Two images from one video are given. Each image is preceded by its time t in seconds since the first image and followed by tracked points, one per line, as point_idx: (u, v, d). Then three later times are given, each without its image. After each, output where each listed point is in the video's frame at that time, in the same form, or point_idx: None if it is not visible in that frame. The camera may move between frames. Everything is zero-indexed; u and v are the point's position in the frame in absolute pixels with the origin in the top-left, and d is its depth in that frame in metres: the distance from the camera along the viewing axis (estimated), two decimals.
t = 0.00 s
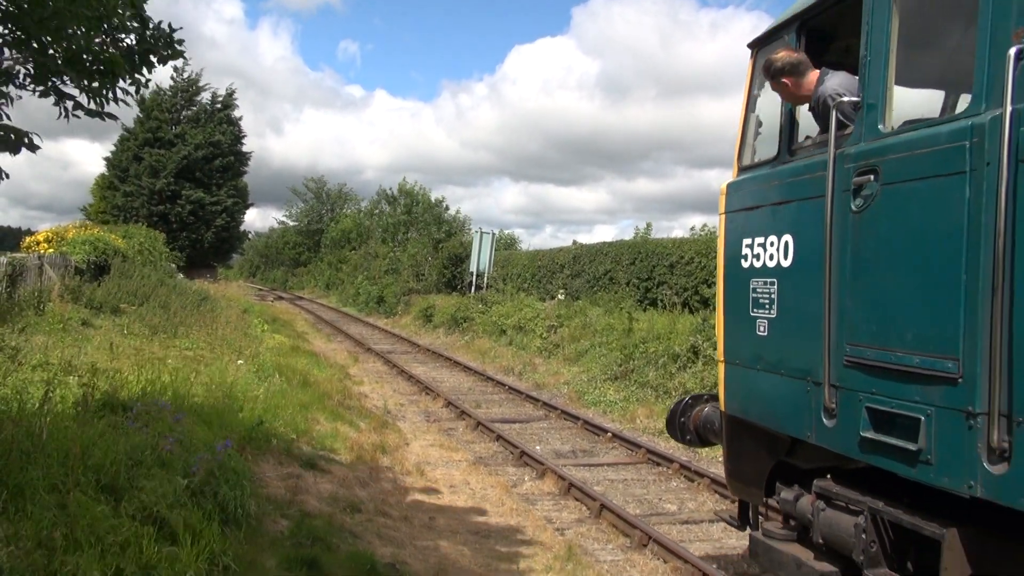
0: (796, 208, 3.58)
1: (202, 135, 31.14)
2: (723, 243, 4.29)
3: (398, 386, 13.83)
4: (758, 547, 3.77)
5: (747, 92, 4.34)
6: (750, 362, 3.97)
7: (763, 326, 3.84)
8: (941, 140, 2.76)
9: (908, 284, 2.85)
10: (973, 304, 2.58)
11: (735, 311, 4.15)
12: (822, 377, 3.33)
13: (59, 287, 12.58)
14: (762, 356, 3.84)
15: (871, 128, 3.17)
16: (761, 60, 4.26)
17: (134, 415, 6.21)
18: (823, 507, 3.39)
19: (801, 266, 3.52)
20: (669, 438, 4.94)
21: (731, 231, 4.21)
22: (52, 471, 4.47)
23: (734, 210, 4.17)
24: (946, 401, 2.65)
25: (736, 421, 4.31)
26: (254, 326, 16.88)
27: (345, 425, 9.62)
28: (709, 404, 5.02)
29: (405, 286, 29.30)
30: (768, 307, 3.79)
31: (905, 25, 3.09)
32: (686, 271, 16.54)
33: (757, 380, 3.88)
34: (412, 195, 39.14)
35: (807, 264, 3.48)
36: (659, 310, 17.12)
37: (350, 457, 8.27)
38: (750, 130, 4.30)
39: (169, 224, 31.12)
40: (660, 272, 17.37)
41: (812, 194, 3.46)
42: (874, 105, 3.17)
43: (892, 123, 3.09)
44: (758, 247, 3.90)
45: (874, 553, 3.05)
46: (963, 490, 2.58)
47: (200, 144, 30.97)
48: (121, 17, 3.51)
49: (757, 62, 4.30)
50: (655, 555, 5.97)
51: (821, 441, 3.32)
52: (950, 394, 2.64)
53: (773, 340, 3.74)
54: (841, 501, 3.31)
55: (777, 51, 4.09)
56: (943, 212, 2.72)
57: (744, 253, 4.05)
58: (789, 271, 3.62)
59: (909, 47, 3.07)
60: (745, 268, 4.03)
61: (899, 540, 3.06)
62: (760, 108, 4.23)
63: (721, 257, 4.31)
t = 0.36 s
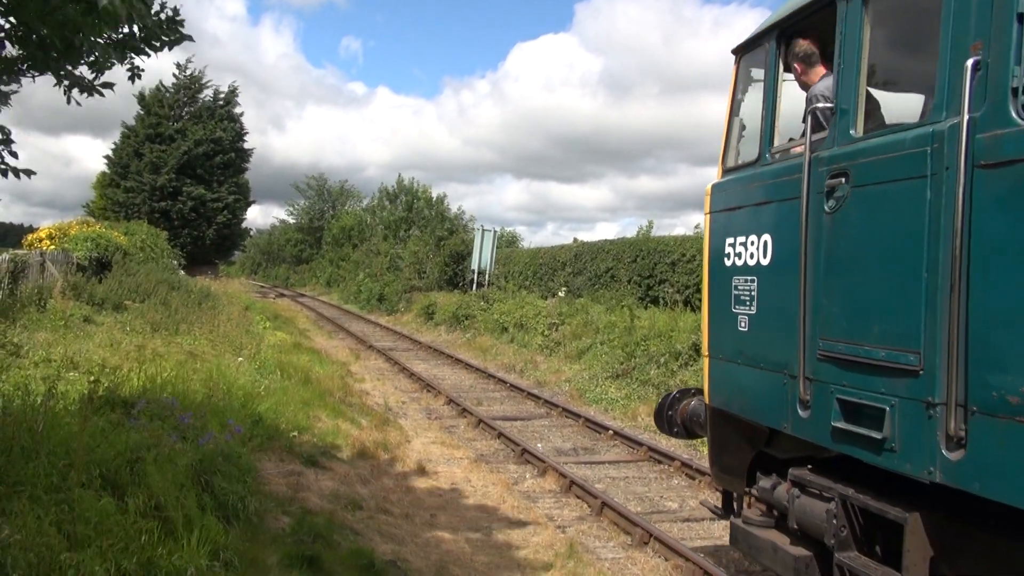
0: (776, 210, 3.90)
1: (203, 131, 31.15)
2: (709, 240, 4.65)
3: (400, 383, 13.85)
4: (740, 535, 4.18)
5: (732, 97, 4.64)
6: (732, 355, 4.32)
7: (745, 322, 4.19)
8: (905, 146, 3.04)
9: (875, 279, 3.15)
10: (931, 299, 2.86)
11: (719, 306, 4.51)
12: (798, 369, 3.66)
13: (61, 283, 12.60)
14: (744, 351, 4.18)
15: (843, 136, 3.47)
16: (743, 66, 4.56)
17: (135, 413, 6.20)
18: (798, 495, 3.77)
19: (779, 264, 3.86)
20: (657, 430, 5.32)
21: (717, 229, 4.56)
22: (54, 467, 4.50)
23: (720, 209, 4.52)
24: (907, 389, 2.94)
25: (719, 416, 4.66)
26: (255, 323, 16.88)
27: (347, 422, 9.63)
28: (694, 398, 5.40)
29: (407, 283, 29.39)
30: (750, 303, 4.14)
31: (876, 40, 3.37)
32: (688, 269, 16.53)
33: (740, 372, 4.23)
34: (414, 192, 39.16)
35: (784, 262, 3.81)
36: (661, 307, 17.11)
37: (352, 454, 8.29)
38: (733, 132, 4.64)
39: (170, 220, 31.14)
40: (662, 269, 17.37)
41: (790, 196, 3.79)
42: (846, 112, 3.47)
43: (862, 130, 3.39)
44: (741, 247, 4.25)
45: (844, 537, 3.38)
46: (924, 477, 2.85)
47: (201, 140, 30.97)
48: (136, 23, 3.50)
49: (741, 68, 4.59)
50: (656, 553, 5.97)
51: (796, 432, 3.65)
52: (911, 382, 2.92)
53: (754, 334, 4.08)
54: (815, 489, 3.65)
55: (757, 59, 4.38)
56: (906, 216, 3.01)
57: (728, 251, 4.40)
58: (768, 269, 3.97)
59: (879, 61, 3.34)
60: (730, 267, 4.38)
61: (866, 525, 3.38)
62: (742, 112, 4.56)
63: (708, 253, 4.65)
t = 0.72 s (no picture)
0: (756, 211, 4.11)
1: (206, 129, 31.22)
2: (695, 240, 4.86)
3: (402, 381, 13.87)
4: (722, 522, 4.46)
5: (716, 101, 4.87)
6: (716, 350, 4.53)
7: (728, 318, 4.39)
8: (873, 152, 3.24)
9: (844, 278, 3.35)
10: (895, 296, 3.06)
11: (704, 304, 4.72)
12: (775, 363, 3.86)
13: (64, 280, 12.64)
14: (727, 346, 4.39)
15: (818, 141, 3.68)
16: (729, 73, 4.79)
17: (138, 410, 6.21)
18: (775, 483, 4.03)
19: (757, 263, 4.07)
20: (646, 422, 5.54)
21: (702, 230, 4.77)
22: (54, 462, 4.51)
23: (706, 210, 4.73)
24: (872, 381, 3.14)
25: (703, 409, 4.92)
26: (258, 321, 16.91)
27: (350, 420, 9.64)
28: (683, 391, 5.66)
29: (409, 281, 29.58)
30: (732, 301, 4.35)
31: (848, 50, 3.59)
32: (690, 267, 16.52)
33: (722, 367, 4.44)
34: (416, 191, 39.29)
35: (763, 262, 4.02)
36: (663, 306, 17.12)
37: (355, 452, 8.31)
38: (718, 136, 4.85)
39: (173, 218, 31.20)
40: (664, 268, 17.37)
41: (769, 199, 4.00)
42: (821, 117, 3.70)
43: (835, 135, 3.60)
44: (724, 247, 4.46)
45: (817, 523, 3.63)
46: (887, 464, 3.04)
47: (205, 138, 31.03)
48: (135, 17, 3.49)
49: (726, 73, 4.82)
50: (659, 551, 5.96)
51: (775, 421, 3.86)
52: (877, 375, 3.12)
53: (736, 329, 4.29)
54: (791, 477, 3.91)
55: (741, 66, 4.61)
56: (872, 219, 3.20)
57: (713, 250, 4.61)
58: (748, 268, 4.17)
59: (850, 71, 3.56)
60: (714, 265, 4.59)
61: (838, 510, 3.63)
62: (727, 116, 4.76)
63: (693, 251, 4.86)
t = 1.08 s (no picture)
0: (737, 212, 4.23)
1: (210, 128, 31.27)
2: (679, 241, 4.98)
3: (404, 380, 13.87)
4: (704, 510, 4.56)
5: (700, 108, 4.97)
6: (698, 347, 4.65)
7: (710, 315, 4.51)
8: (842, 157, 3.38)
9: (815, 277, 3.48)
10: (861, 294, 3.19)
11: (687, 302, 4.84)
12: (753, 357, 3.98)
13: (67, 279, 12.65)
14: (709, 342, 4.51)
15: (792, 147, 3.82)
16: (712, 80, 4.89)
17: (141, 409, 6.20)
18: (753, 473, 4.13)
19: (737, 262, 4.19)
20: (636, 416, 5.63)
21: (686, 230, 4.89)
22: (58, 462, 4.52)
23: (689, 211, 4.85)
24: (840, 376, 3.27)
25: (687, 402, 5.01)
26: (260, 320, 16.91)
27: (352, 419, 9.65)
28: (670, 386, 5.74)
29: (412, 280, 29.59)
30: (713, 299, 4.47)
31: (820, 60, 3.72)
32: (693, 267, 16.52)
33: (704, 362, 4.56)
34: (418, 190, 39.30)
35: (742, 260, 4.14)
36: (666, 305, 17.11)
37: (357, 451, 8.31)
38: (702, 140, 4.94)
39: (176, 217, 31.23)
40: (667, 267, 17.36)
41: (747, 200, 4.13)
42: (796, 124, 3.83)
43: (808, 140, 3.74)
44: (706, 247, 4.58)
45: (790, 509, 3.73)
46: (853, 452, 3.19)
47: (208, 137, 31.09)
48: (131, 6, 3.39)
49: (709, 81, 4.93)
50: (661, 550, 5.95)
51: (753, 413, 3.98)
52: (843, 369, 3.25)
53: (717, 326, 4.42)
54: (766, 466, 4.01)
55: (723, 73, 4.72)
56: (840, 221, 3.34)
57: (696, 250, 4.73)
58: (729, 267, 4.29)
59: (824, 78, 3.69)
60: (697, 264, 4.70)
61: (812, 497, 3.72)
62: (711, 121, 4.86)
63: (677, 252, 4.96)
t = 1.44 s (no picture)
0: (717, 215, 4.28)
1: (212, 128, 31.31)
2: (664, 241, 5.01)
3: (405, 379, 13.88)
4: (686, 499, 4.60)
5: (684, 114, 5.01)
6: (680, 344, 4.68)
7: (691, 313, 4.55)
8: (811, 162, 3.44)
9: (787, 276, 3.53)
10: (828, 293, 3.25)
11: (670, 301, 4.87)
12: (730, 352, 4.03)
13: (68, 279, 12.66)
14: (691, 339, 4.54)
15: (767, 153, 3.87)
16: (695, 87, 4.93)
17: (141, 410, 6.18)
18: (732, 462, 4.19)
19: (717, 261, 4.24)
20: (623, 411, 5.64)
21: (670, 232, 4.92)
22: (61, 462, 4.52)
23: (673, 212, 4.88)
24: (809, 369, 3.33)
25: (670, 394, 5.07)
26: (262, 320, 16.92)
27: (353, 418, 9.65)
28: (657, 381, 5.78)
29: (413, 280, 29.60)
30: (695, 297, 4.50)
31: (795, 68, 3.79)
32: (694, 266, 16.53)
33: (685, 359, 4.60)
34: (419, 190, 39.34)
35: (722, 259, 4.19)
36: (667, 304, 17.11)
37: (357, 450, 8.31)
38: (687, 144, 4.96)
39: (178, 217, 31.25)
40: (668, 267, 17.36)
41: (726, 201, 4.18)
42: (771, 130, 3.89)
43: (782, 145, 3.80)
44: (689, 247, 4.62)
45: (765, 496, 3.80)
46: (822, 441, 3.23)
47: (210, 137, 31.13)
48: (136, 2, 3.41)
49: (692, 87, 4.97)
50: (662, 550, 5.95)
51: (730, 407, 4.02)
52: (812, 363, 3.31)
53: (698, 324, 4.45)
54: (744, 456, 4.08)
55: (706, 80, 4.75)
56: (809, 223, 3.40)
57: (679, 250, 4.76)
58: (710, 267, 4.32)
59: (799, 82, 3.75)
60: (679, 263, 4.74)
61: (786, 486, 3.79)
62: (695, 126, 4.88)
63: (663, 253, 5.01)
